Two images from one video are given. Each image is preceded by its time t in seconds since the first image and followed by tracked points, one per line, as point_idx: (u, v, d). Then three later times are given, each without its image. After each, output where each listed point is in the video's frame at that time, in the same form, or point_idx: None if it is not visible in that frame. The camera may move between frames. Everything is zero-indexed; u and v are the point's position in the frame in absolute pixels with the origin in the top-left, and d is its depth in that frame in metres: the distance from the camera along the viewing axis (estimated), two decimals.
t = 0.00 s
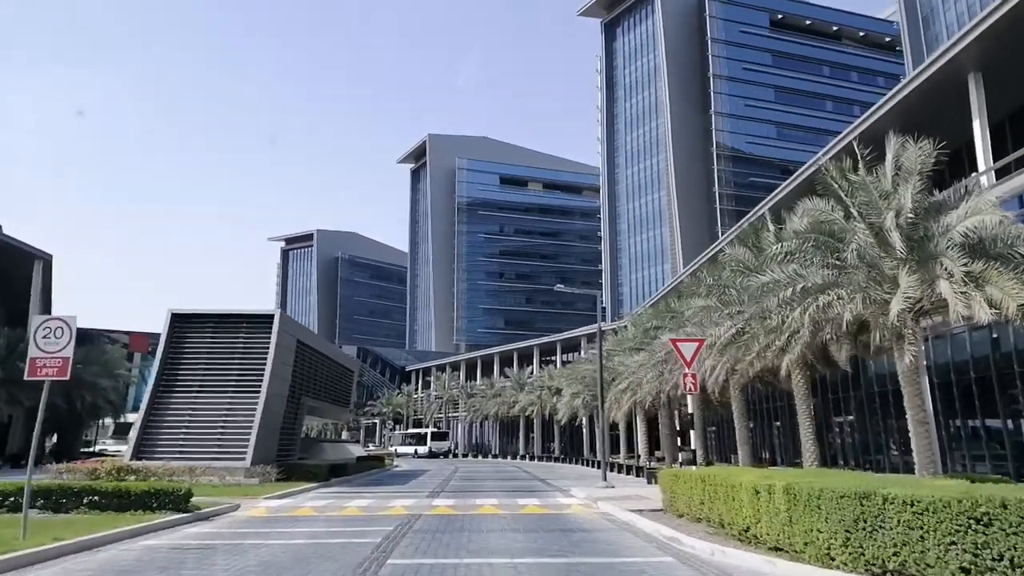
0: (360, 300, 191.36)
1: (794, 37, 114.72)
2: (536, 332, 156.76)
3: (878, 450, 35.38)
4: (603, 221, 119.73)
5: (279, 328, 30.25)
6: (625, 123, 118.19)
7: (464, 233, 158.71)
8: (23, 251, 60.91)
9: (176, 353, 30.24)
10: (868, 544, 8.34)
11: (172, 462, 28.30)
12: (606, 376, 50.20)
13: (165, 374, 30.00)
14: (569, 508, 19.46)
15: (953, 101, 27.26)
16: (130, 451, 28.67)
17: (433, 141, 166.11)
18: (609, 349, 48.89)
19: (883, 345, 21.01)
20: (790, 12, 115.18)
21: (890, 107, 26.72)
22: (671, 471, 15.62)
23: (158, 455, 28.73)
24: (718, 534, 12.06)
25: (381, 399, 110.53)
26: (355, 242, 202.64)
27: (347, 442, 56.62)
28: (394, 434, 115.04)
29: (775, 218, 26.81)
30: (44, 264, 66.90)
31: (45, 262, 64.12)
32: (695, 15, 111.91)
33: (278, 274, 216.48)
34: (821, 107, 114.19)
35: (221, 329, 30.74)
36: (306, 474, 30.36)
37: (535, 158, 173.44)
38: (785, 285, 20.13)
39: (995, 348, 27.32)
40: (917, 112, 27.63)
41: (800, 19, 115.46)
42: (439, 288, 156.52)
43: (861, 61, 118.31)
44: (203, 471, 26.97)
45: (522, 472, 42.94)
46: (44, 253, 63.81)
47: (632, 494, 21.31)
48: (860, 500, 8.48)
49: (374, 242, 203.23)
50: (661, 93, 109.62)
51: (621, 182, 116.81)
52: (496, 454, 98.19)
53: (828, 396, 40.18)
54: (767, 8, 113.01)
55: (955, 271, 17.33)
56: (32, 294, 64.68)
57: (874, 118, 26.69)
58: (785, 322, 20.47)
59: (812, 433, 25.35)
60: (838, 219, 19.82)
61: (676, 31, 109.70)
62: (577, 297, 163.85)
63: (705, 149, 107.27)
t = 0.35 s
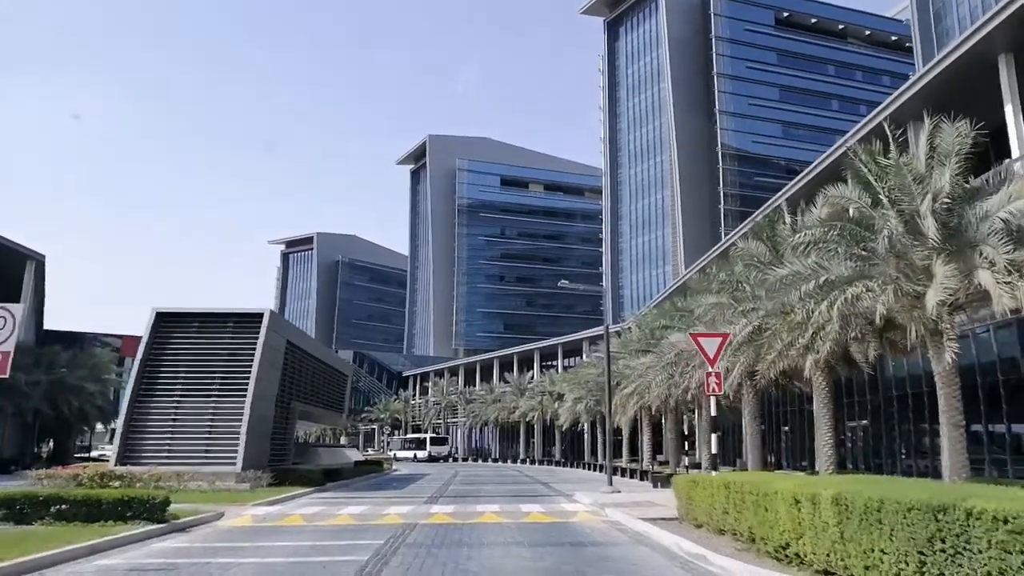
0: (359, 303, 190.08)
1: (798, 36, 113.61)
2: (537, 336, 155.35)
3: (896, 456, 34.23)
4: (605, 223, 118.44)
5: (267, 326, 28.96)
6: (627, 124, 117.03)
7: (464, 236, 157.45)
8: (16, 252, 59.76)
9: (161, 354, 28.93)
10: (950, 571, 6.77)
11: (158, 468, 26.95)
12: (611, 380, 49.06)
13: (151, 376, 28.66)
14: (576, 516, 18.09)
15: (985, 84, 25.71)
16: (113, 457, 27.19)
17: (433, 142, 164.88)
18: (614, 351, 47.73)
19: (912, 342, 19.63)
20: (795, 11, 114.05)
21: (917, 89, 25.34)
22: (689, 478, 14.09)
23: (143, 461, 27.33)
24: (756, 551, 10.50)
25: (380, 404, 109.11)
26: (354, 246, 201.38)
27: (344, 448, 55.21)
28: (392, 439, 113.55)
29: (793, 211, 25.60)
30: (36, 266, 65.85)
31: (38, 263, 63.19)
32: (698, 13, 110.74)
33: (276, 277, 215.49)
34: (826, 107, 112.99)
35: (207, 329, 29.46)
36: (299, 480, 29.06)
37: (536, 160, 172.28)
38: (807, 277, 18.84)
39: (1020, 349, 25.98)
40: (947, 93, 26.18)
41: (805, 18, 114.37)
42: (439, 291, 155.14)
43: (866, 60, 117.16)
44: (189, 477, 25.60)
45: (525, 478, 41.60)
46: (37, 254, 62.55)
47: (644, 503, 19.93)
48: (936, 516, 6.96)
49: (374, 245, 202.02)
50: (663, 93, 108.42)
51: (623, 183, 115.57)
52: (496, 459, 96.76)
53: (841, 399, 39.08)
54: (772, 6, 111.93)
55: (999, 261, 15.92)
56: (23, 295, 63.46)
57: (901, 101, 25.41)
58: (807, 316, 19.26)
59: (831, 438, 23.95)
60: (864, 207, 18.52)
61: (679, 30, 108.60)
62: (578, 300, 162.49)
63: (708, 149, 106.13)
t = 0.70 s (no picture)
0: (358, 306, 188.28)
1: (802, 34, 112.38)
2: (537, 338, 153.80)
3: (912, 457, 33.09)
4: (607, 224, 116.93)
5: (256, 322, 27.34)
6: (628, 123, 115.62)
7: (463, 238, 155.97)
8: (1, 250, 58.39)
9: (144, 352, 27.22)
10: None
11: (137, 473, 25.11)
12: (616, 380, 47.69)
13: (133, 375, 26.90)
14: (587, 529, 16.32)
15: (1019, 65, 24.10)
16: (90, 462, 25.34)
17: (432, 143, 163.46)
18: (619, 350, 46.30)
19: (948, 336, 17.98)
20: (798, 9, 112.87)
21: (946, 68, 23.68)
22: (720, 487, 12.34)
23: (121, 465, 25.46)
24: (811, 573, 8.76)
25: (378, 406, 107.40)
26: (353, 248, 199.81)
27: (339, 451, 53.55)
28: (391, 442, 111.78)
29: (814, 200, 24.01)
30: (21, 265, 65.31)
31: (23, 261, 62.76)
32: (701, 12, 109.59)
33: (274, 280, 213.95)
34: (830, 105, 111.74)
35: (194, 325, 27.76)
36: (287, 486, 27.32)
37: (536, 162, 171.03)
38: (835, 266, 17.23)
39: None
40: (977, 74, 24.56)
41: (808, 16, 113.28)
42: (438, 293, 153.53)
43: (869, 58, 116.11)
44: (168, 484, 23.86)
45: (527, 481, 40.07)
46: (23, 252, 61.25)
47: (660, 510, 18.35)
48: None
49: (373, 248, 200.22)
50: (665, 92, 107.05)
51: (624, 184, 114.08)
52: (496, 463, 95.13)
53: (855, 399, 37.89)
54: (775, 4, 110.82)
55: None
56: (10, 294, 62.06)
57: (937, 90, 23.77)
58: (835, 307, 17.65)
59: (856, 442, 22.29)
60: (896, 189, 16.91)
61: (681, 28, 107.34)
62: (579, 302, 161.01)
63: (710, 149, 104.65)
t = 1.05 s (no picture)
0: (359, 306, 187.26)
1: (808, 32, 111.04)
2: (539, 339, 152.44)
3: (932, 459, 31.95)
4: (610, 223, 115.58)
5: (248, 317, 26.12)
6: (632, 121, 114.31)
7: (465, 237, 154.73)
8: None
9: (130, 347, 25.95)
10: None
11: (120, 474, 23.82)
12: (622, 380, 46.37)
13: (117, 372, 25.63)
14: (597, 537, 14.99)
15: None
16: (70, 463, 24.04)
17: (434, 142, 162.37)
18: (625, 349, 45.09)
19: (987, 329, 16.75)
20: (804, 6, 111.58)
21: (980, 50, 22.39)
22: (752, 493, 11.05)
23: (103, 467, 24.18)
24: None
25: (379, 407, 106.12)
26: (354, 248, 198.76)
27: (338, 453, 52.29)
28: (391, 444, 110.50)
29: (837, 188, 22.74)
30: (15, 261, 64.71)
31: (17, 257, 62.14)
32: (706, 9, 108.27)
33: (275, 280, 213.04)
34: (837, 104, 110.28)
35: (182, 321, 26.52)
36: (279, 489, 25.99)
37: (539, 161, 169.83)
38: (866, 253, 16.03)
39: None
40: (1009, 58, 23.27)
41: (815, 13, 111.88)
42: (440, 293, 152.26)
43: (877, 56, 114.75)
44: (151, 487, 22.57)
45: (529, 484, 38.74)
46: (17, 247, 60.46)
47: (675, 519, 16.97)
48: None
49: (375, 248, 199.26)
50: (670, 89, 105.79)
51: (628, 182, 112.77)
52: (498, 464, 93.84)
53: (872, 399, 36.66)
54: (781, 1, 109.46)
55: None
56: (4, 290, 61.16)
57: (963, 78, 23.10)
58: (866, 296, 16.40)
59: (882, 444, 20.97)
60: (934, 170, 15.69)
61: (686, 25, 106.03)
62: (581, 303, 159.65)
63: (716, 147, 103.39)
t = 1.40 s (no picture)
0: (360, 308, 186.09)
1: (814, 29, 109.84)
2: (541, 340, 151.15)
3: (952, 462, 30.74)
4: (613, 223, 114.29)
5: (239, 314, 24.95)
6: (635, 121, 113.09)
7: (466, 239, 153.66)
8: None
9: (116, 346, 24.75)
10: None
11: (104, 480, 22.58)
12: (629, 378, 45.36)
13: (102, 372, 24.42)
14: (611, 549, 13.67)
15: None
16: (51, 469, 22.75)
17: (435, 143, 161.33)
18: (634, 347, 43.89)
19: None
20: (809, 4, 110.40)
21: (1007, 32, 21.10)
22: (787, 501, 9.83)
23: (86, 473, 22.90)
24: None
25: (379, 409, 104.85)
26: (355, 249, 197.49)
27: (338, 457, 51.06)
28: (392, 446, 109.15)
29: (857, 174, 21.53)
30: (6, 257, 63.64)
31: (10, 257, 61.00)
32: (710, 7, 107.11)
33: (276, 282, 211.89)
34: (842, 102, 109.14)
35: (171, 319, 25.32)
36: (271, 494, 24.75)
37: (541, 162, 168.71)
38: (899, 240, 14.81)
39: None
40: None
41: (820, 11, 110.72)
42: (441, 295, 151.07)
43: (882, 55, 113.63)
44: (135, 493, 21.33)
45: (534, 488, 37.52)
46: (10, 247, 59.64)
47: (693, 528, 15.67)
48: None
49: (376, 250, 198.07)
50: (674, 88, 104.58)
51: (631, 182, 111.51)
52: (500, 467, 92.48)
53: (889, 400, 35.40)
54: None
55: None
56: None
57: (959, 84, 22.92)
58: (904, 285, 15.07)
59: (909, 448, 19.60)
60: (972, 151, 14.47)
61: (690, 23, 104.80)
62: (583, 304, 158.44)
63: (721, 146, 102.10)
